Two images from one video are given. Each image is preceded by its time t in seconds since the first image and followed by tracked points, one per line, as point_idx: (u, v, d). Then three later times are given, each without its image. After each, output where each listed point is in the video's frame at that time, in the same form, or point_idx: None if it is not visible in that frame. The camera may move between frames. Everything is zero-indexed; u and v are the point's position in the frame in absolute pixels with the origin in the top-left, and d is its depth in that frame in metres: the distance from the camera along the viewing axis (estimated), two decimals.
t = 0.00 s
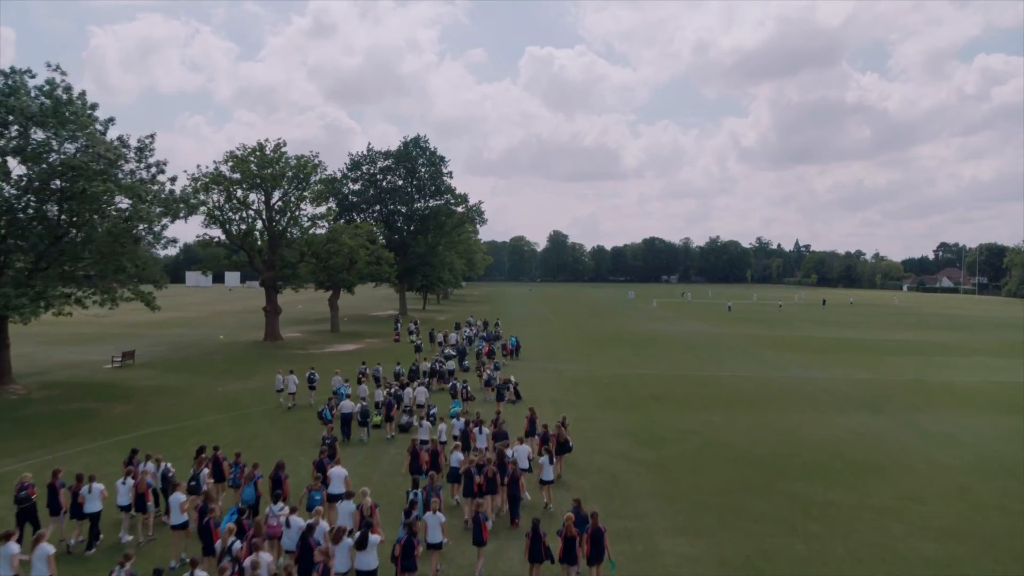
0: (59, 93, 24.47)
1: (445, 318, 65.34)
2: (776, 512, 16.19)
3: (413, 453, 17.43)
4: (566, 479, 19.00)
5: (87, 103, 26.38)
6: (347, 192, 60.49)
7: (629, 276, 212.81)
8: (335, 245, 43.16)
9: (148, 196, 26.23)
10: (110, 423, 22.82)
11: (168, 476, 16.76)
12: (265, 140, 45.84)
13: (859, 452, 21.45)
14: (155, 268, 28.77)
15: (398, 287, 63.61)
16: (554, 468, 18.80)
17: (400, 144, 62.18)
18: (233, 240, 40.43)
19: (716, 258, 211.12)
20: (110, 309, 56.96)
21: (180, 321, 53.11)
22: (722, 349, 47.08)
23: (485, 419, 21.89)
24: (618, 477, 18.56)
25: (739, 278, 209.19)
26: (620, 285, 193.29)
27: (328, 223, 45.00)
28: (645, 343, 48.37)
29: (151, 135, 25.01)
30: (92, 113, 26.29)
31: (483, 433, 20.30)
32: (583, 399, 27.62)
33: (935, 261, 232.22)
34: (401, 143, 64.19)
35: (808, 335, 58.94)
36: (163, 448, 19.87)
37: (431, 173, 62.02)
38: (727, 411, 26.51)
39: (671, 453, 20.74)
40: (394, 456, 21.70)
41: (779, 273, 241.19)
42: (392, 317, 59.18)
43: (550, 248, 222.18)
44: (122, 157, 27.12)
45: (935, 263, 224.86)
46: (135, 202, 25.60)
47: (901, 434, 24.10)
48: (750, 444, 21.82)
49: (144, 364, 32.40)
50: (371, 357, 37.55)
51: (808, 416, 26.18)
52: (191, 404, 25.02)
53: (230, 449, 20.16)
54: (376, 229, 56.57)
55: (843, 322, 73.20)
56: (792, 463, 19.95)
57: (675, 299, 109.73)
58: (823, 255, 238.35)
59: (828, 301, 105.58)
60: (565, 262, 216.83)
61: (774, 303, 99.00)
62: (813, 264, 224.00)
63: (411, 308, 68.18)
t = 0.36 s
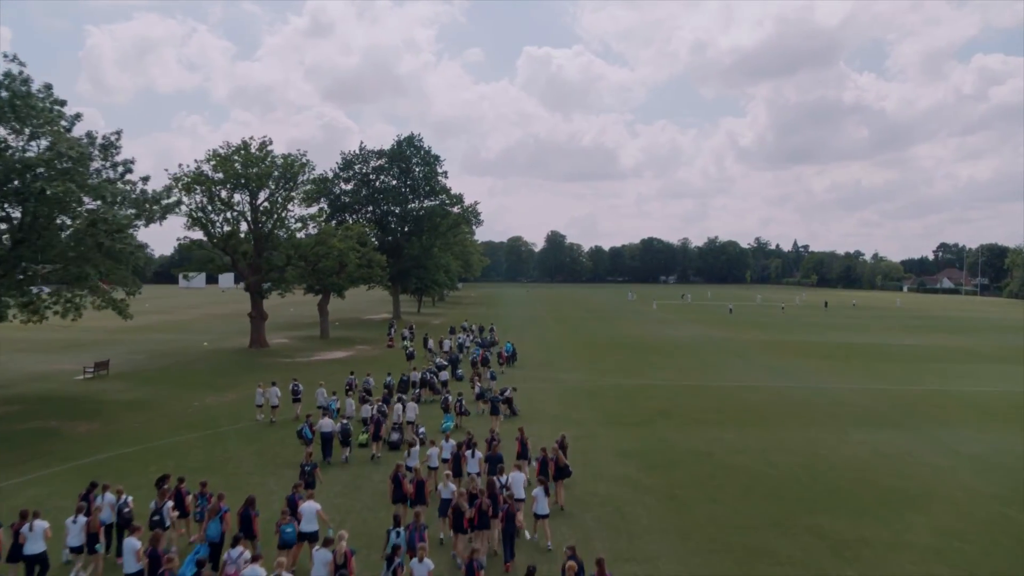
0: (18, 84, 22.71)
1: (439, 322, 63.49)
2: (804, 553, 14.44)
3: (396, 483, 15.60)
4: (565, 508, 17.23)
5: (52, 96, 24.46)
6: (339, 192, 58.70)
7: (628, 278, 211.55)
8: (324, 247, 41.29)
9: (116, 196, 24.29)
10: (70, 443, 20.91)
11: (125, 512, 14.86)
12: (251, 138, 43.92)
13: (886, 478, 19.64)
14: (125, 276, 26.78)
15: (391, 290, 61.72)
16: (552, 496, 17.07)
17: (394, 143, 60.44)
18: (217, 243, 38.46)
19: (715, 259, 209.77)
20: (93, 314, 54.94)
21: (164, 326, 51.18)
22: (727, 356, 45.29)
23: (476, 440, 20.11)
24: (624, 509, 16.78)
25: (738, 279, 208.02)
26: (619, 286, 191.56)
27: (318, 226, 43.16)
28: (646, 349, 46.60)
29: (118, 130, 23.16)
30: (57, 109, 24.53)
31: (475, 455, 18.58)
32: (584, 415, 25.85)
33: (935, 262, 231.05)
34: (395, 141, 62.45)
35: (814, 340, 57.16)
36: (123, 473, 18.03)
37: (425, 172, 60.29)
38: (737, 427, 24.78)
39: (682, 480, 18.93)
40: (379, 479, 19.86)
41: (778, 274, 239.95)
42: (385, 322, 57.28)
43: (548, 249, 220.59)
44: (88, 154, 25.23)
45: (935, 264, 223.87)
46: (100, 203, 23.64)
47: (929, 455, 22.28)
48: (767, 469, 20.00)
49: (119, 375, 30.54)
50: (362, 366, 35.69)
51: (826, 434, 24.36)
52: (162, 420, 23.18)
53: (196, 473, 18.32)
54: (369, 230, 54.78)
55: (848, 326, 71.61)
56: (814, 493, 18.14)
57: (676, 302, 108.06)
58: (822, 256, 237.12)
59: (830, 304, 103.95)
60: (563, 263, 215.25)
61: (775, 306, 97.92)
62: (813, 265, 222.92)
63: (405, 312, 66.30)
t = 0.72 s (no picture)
0: None
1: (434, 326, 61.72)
2: None
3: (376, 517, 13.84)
4: (565, 544, 15.47)
5: (12, 90, 22.66)
6: (331, 192, 56.91)
7: (626, 278, 209.92)
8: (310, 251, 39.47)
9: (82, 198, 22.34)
10: (23, 468, 19.06)
11: (73, 556, 12.78)
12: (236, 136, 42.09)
13: (920, 510, 17.87)
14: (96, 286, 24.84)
15: (385, 293, 59.93)
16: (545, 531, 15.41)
17: (388, 142, 58.68)
18: (198, 247, 36.59)
19: (714, 260, 208.20)
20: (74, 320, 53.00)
21: (147, 332, 49.29)
22: (733, 362, 43.57)
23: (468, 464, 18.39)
24: (632, 548, 15.05)
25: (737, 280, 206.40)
26: (617, 286, 189.88)
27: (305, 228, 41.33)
28: (648, 356, 44.87)
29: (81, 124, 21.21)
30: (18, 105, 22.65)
31: (466, 483, 16.92)
32: (585, 432, 24.13)
33: (934, 263, 229.61)
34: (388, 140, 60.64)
35: (821, 345, 55.49)
36: (74, 507, 16.22)
37: (419, 172, 58.56)
38: (751, 446, 23.08)
39: (698, 511, 17.18)
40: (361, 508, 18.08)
41: (776, 275, 238.44)
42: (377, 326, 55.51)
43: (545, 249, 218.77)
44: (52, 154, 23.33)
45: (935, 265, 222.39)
46: (61, 205, 21.80)
47: (962, 479, 20.52)
48: (790, 499, 18.24)
49: (90, 387, 28.68)
50: (349, 376, 33.88)
51: (848, 454, 22.61)
52: (128, 441, 21.33)
53: (157, 507, 16.50)
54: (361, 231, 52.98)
55: (854, 330, 69.88)
56: (846, 529, 16.36)
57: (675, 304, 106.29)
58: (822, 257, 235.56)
59: (832, 306, 102.19)
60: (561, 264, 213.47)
61: (776, 308, 96.27)
62: (812, 266, 221.43)
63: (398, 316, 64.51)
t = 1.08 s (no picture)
0: None
1: (428, 330, 59.90)
2: None
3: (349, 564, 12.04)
4: None
5: None
6: (321, 192, 55.03)
7: (624, 279, 208.33)
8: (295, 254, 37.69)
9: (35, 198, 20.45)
10: None
11: None
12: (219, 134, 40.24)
13: (957, 547, 16.05)
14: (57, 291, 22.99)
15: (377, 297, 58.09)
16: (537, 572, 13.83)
17: (380, 141, 56.85)
18: (176, 251, 34.77)
19: (712, 261, 206.65)
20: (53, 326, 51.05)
21: (129, 338, 47.43)
22: (738, 370, 41.78)
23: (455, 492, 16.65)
24: None
25: (735, 281, 204.86)
26: (615, 288, 188.25)
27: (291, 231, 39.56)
28: (650, 364, 43.13)
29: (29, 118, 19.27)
30: None
31: (454, 518, 15.22)
32: (585, 452, 22.42)
33: (934, 264, 228.23)
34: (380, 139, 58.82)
35: (828, 351, 53.67)
36: (13, 548, 14.43)
37: (412, 172, 56.78)
38: (765, 468, 21.37)
39: (710, 550, 15.40)
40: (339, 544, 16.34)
41: (774, 275, 237.04)
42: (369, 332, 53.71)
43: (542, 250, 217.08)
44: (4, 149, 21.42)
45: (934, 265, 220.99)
46: (10, 207, 19.94)
47: (996, 507, 18.77)
48: (812, 534, 16.46)
49: (56, 401, 26.86)
50: (335, 387, 32.11)
51: (870, 477, 20.78)
52: (87, 465, 19.61)
53: (107, 547, 14.72)
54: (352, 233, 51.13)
55: (858, 334, 68.17)
56: (877, 571, 14.58)
57: (674, 306, 104.59)
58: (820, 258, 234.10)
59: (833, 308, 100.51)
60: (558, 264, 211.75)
61: (777, 310, 94.52)
62: (811, 267, 219.97)
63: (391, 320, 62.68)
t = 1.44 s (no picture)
0: None
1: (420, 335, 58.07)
2: None
3: None
4: None
5: None
6: (309, 193, 53.16)
7: (620, 280, 206.69)
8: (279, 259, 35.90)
9: None
10: None
11: None
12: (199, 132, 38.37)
13: None
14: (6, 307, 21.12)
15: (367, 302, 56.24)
16: None
17: (370, 140, 55.06)
18: (151, 256, 32.94)
19: (709, 262, 205.11)
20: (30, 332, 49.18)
21: (108, 345, 45.60)
22: (743, 380, 40.00)
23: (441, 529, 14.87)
24: None
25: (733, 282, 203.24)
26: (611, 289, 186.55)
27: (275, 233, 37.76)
28: (650, 372, 41.39)
29: None
30: None
31: (438, 565, 13.41)
32: (583, 477, 20.71)
33: (932, 265, 226.94)
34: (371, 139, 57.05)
35: (833, 358, 51.92)
36: None
37: (403, 173, 55.03)
38: (778, 496, 19.65)
39: None
40: None
41: (772, 276, 235.61)
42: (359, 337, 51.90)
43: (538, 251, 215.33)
44: None
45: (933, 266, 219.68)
46: None
47: None
48: None
49: (15, 420, 25.06)
50: (318, 400, 30.36)
51: (894, 507, 19.07)
52: (36, 497, 17.88)
53: None
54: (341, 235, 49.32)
55: (862, 339, 66.49)
56: None
57: (672, 309, 102.95)
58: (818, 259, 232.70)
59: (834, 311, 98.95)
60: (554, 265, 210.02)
61: (776, 314, 92.92)
62: (809, 268, 218.56)
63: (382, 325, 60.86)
